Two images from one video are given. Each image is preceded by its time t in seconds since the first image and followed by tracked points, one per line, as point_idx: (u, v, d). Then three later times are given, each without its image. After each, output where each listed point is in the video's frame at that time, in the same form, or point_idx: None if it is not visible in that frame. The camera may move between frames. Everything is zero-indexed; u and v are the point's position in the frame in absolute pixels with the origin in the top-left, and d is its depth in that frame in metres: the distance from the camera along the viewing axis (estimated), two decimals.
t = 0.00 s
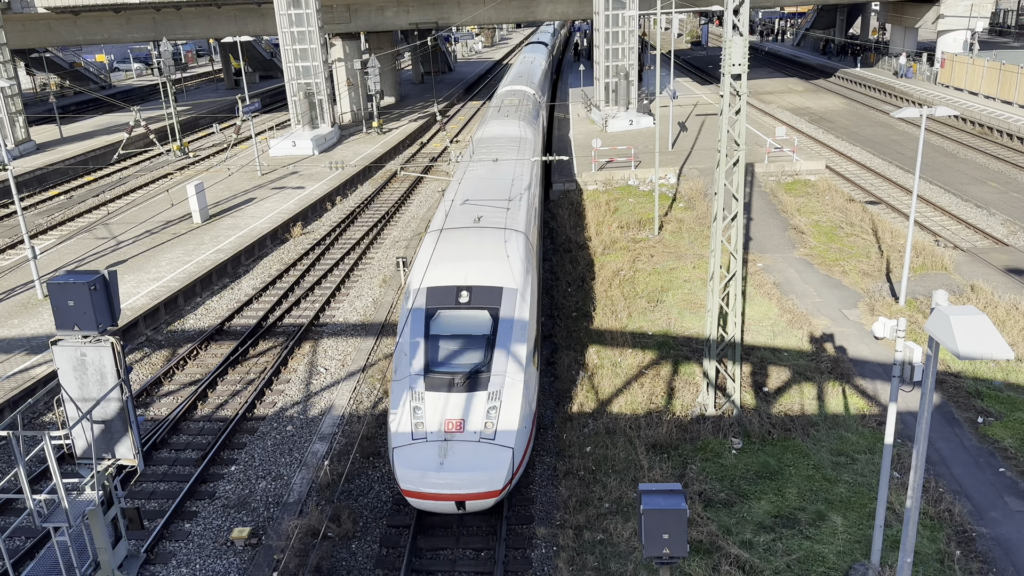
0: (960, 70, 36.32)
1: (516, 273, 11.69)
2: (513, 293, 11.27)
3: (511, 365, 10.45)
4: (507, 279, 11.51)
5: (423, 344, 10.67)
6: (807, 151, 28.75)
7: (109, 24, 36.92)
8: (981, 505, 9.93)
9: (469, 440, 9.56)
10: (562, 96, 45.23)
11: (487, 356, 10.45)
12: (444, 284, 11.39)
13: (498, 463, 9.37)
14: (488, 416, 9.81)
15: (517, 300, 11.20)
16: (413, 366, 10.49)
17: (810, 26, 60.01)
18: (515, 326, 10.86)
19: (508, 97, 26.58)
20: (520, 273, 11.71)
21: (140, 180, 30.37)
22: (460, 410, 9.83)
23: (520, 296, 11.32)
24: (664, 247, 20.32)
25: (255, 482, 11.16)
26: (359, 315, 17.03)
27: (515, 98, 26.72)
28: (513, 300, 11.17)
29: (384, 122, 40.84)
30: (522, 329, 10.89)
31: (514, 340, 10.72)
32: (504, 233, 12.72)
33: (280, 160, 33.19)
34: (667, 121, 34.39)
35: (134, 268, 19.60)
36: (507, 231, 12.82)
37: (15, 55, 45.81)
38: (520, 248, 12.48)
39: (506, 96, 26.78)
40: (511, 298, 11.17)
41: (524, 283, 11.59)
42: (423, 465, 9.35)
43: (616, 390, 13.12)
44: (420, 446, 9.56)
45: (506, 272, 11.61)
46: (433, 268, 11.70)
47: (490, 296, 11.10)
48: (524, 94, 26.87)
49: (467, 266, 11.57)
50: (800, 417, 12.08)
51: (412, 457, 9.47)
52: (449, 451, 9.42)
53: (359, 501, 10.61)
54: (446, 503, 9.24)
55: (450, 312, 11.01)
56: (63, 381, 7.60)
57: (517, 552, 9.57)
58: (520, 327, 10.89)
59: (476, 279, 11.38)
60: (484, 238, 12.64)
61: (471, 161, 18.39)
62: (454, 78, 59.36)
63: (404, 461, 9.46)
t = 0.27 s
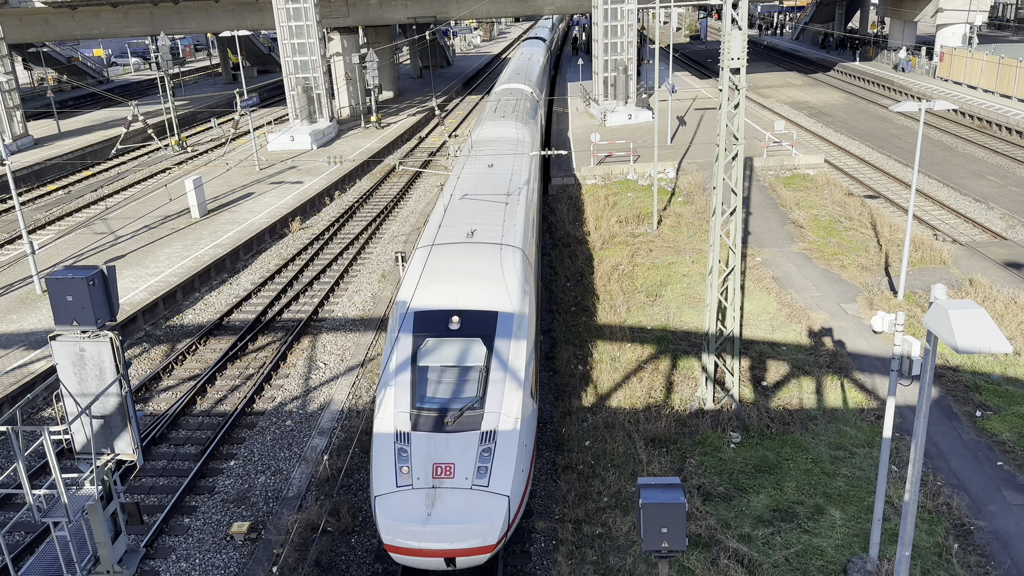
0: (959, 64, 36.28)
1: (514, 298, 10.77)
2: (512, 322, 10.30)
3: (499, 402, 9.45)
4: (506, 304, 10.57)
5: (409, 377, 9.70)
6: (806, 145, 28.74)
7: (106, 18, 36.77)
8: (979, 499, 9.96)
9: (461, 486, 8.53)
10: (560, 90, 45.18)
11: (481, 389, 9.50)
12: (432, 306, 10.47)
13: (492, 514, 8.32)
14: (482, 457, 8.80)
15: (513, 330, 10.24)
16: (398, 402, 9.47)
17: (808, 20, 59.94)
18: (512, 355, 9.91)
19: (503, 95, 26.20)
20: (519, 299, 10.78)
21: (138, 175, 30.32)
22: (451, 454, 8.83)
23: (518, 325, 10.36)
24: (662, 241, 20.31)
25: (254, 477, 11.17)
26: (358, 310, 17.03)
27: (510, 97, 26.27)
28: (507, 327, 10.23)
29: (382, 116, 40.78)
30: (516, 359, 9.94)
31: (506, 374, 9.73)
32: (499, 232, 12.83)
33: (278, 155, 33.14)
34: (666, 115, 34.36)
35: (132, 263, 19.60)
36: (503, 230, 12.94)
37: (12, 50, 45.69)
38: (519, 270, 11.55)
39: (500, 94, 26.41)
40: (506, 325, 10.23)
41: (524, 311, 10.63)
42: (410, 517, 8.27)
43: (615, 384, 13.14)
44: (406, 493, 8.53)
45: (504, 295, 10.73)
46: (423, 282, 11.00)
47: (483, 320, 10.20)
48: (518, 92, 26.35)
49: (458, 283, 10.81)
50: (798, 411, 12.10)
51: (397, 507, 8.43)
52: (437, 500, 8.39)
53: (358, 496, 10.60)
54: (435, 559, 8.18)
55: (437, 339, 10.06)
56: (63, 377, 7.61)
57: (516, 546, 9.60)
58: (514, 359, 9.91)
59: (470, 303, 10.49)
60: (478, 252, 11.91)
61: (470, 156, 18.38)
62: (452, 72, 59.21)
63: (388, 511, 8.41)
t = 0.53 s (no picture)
0: (958, 61, 36.29)
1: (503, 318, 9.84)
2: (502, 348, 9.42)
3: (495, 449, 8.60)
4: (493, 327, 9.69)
5: (393, 423, 8.81)
6: (804, 142, 28.74)
7: (104, 15, 36.65)
8: (978, 495, 9.97)
9: (449, 552, 7.61)
10: (558, 87, 45.16)
11: (473, 438, 8.63)
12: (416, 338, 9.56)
13: None
14: (473, 519, 7.89)
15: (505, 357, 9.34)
16: (380, 453, 8.58)
17: (807, 17, 59.94)
18: (509, 396, 9.03)
19: (499, 95, 25.78)
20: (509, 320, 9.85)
21: (136, 173, 30.27)
22: (437, 515, 7.90)
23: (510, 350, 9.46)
24: (661, 239, 20.32)
25: (253, 475, 11.17)
26: (357, 307, 17.03)
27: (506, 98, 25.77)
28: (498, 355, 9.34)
29: (380, 113, 40.74)
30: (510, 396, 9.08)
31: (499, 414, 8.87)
32: (496, 228, 12.84)
33: (277, 152, 33.10)
34: (664, 112, 34.35)
35: (131, 261, 19.58)
36: (501, 226, 12.95)
37: (10, 47, 45.59)
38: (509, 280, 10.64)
39: (498, 95, 25.89)
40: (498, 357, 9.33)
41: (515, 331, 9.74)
42: None
43: (614, 381, 13.14)
44: (387, 561, 7.60)
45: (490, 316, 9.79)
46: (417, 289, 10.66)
47: (474, 357, 9.28)
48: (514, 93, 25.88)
49: (449, 308, 10.03)
50: (797, 408, 12.12)
51: None
52: (422, 570, 7.47)
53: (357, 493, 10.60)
54: None
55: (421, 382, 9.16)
56: (61, 374, 7.60)
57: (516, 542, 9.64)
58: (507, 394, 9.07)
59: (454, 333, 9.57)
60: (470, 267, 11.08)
61: (469, 154, 18.40)
62: (450, 69, 59.11)
63: None
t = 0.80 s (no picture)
0: (955, 60, 36.33)
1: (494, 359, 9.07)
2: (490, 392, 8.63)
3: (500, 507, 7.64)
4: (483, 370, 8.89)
5: (371, 487, 7.82)
6: (802, 142, 28.77)
7: (102, 15, 36.58)
8: (976, 495, 9.99)
9: None
10: (557, 87, 45.17)
11: (461, 506, 7.65)
12: (400, 386, 8.66)
13: None
14: None
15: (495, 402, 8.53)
16: (355, 524, 7.55)
17: (805, 17, 60.01)
18: (503, 453, 8.05)
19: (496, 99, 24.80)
20: (500, 361, 9.07)
21: (135, 173, 30.24)
22: None
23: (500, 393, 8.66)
24: (659, 238, 20.33)
25: (251, 475, 11.16)
26: (355, 307, 17.02)
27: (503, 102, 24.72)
28: (491, 402, 8.50)
29: (378, 113, 40.74)
30: (511, 441, 8.21)
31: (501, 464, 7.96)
32: (496, 226, 12.99)
33: (275, 152, 33.07)
34: (663, 112, 34.36)
35: (129, 261, 19.56)
36: (500, 223, 13.14)
37: (8, 47, 45.51)
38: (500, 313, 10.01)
39: (495, 99, 24.83)
40: (489, 404, 8.48)
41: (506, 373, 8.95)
42: None
43: (612, 381, 13.14)
44: None
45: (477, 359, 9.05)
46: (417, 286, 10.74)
47: (465, 408, 8.38)
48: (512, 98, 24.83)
49: (450, 304, 9.98)
50: (795, 407, 12.12)
51: None
52: None
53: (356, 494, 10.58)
54: None
55: (407, 445, 8.23)
56: (59, 374, 7.61)
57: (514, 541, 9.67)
58: (507, 440, 8.19)
59: (442, 380, 8.72)
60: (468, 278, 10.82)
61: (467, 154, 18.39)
62: (449, 69, 59.10)
63: None
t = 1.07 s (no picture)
0: (953, 62, 36.41)
1: (484, 371, 8.66)
2: (478, 403, 8.16)
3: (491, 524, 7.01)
4: (471, 382, 8.45)
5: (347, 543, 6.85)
6: (800, 144, 28.81)
7: (100, 17, 36.56)
8: (974, 496, 10.00)
9: None
10: (555, 89, 45.22)
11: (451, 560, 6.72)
12: (381, 424, 7.88)
13: None
14: None
15: (484, 414, 8.05)
16: None
17: (803, 19, 60.11)
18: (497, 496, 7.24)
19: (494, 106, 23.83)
20: (489, 373, 8.64)
21: (133, 175, 30.22)
22: None
23: (489, 405, 8.19)
24: (658, 240, 20.34)
25: (249, 477, 11.15)
26: (353, 309, 17.01)
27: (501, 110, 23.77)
28: (478, 414, 8.02)
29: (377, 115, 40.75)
30: (499, 453, 7.70)
31: (490, 475, 7.42)
32: (494, 227, 13.06)
33: (273, 154, 33.05)
34: (661, 114, 34.39)
35: (127, 263, 19.54)
36: (500, 224, 13.20)
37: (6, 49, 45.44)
38: (494, 324, 9.66)
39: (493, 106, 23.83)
40: (475, 416, 8.00)
41: (497, 387, 8.49)
42: None
43: (611, 383, 13.15)
44: None
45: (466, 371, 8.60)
46: (417, 285, 10.79)
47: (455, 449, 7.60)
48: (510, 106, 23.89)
49: (449, 306, 10.01)
50: (793, 409, 12.13)
51: None
52: None
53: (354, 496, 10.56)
54: None
55: (384, 463, 7.48)
56: (57, 376, 7.59)
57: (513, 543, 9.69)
58: (495, 452, 7.67)
59: (424, 391, 8.24)
60: (465, 284, 10.65)
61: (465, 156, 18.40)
62: (447, 71, 59.13)
63: None
